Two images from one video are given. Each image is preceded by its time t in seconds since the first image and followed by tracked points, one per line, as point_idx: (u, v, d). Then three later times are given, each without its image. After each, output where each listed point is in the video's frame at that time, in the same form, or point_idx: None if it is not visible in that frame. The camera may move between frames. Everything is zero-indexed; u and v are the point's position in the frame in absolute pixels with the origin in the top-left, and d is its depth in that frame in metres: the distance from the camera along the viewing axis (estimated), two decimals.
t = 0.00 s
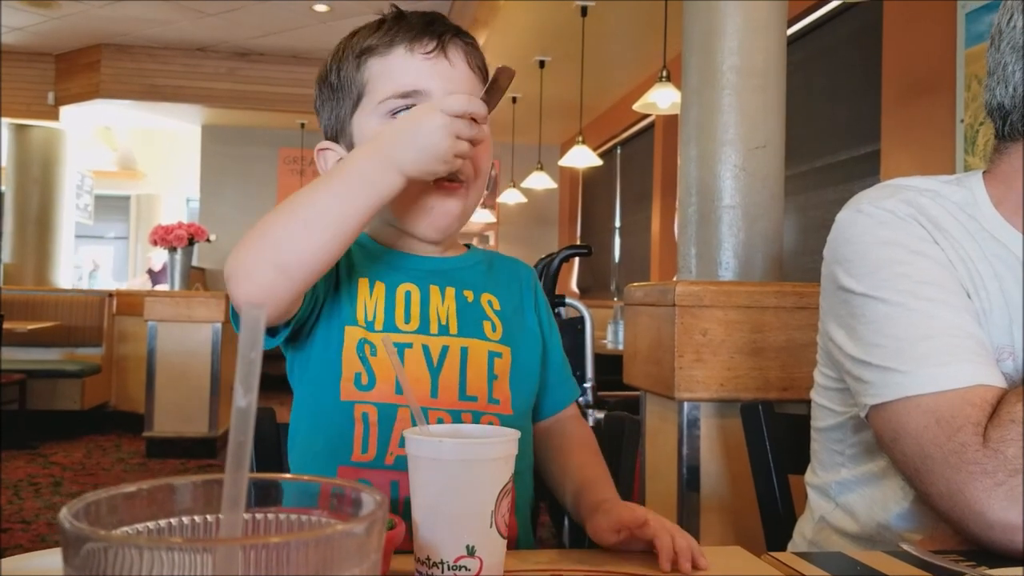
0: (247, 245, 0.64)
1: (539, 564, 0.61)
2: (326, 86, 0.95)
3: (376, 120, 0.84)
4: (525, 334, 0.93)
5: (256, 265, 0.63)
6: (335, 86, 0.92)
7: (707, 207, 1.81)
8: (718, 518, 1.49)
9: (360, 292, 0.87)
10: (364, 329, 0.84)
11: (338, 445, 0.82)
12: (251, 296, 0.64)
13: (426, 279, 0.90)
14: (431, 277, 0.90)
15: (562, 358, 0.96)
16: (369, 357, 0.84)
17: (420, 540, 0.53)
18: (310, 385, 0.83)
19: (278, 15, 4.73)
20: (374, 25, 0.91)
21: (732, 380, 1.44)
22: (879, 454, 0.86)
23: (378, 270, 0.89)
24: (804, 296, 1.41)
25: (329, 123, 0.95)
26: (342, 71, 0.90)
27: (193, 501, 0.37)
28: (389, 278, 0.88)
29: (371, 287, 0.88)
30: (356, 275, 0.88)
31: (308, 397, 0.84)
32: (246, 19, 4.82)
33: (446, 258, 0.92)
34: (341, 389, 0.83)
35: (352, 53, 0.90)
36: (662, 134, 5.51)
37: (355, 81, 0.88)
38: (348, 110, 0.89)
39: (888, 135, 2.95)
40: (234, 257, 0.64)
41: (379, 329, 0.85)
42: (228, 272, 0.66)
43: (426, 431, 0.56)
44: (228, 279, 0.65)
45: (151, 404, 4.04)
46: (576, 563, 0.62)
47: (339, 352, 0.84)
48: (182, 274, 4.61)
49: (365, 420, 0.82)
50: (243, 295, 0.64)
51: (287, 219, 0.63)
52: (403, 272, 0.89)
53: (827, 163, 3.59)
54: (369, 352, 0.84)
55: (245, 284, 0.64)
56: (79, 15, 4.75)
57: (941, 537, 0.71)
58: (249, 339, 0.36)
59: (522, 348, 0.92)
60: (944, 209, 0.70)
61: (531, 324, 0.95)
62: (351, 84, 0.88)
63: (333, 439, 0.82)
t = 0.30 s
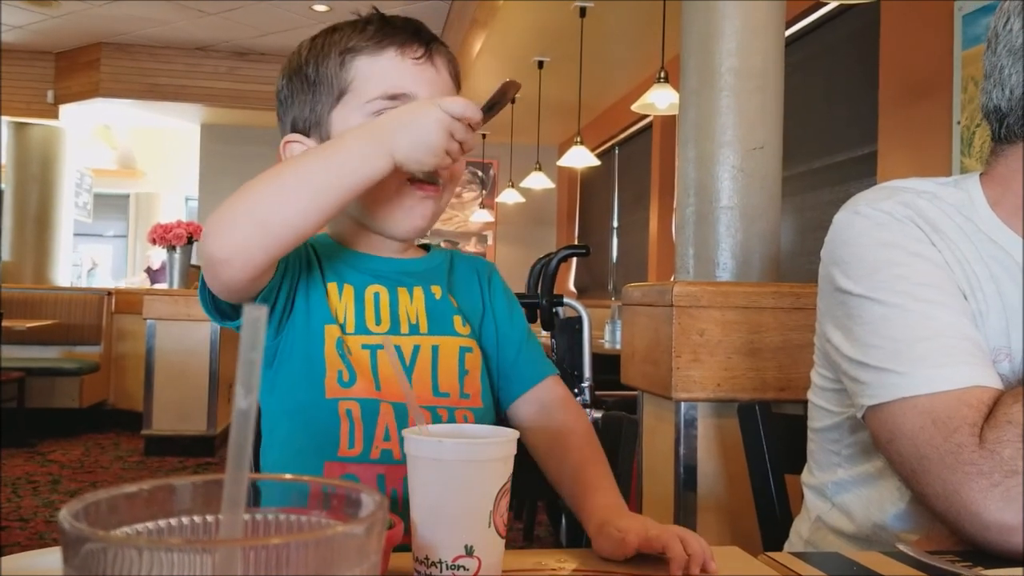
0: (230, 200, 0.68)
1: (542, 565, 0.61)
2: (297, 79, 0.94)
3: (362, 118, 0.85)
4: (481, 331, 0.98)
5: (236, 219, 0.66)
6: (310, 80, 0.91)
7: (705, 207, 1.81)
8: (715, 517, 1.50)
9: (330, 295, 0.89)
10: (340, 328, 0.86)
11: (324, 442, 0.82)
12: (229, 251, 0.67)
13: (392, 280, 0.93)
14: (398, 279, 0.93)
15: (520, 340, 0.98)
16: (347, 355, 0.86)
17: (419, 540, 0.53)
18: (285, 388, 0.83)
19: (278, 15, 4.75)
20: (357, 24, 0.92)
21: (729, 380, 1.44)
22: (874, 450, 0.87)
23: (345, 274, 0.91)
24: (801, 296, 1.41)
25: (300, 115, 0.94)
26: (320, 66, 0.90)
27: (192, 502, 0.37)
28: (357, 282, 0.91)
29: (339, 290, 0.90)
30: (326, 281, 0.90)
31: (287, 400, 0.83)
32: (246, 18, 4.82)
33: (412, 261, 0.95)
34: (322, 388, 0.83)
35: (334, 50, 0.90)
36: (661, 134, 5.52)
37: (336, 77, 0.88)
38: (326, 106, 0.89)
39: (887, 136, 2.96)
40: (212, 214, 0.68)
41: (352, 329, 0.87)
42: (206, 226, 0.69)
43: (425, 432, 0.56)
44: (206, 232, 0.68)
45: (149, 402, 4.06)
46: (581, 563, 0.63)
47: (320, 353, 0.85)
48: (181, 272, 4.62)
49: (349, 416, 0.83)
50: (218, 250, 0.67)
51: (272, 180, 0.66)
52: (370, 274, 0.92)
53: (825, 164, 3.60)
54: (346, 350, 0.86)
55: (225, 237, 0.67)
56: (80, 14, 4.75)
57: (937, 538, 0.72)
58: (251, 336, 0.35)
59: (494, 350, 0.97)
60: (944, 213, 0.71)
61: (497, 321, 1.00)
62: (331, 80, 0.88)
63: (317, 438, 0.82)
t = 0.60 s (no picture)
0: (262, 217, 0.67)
1: (538, 563, 0.61)
2: (299, 64, 0.93)
3: (373, 119, 0.88)
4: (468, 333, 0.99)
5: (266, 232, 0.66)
6: (315, 70, 0.92)
7: (703, 207, 1.81)
8: (714, 516, 1.50)
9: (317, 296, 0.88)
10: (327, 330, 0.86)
11: (311, 447, 0.82)
12: (261, 267, 0.67)
13: (380, 284, 0.94)
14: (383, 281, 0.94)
15: (497, 338, 0.99)
16: (335, 358, 0.86)
17: (415, 539, 0.53)
18: (267, 392, 0.82)
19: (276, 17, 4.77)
20: (366, 18, 0.93)
21: (728, 379, 1.44)
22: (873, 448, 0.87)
23: (332, 275, 0.91)
24: (799, 295, 1.43)
25: (298, 102, 0.94)
26: (328, 58, 0.91)
27: (185, 499, 0.37)
28: (345, 283, 0.91)
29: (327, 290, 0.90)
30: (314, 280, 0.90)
31: (273, 402, 0.82)
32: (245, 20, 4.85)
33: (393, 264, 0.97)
34: (308, 392, 0.83)
35: (343, 45, 0.90)
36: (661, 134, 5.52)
37: (346, 73, 0.89)
38: (331, 99, 0.90)
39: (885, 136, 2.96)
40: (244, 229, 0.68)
41: (340, 331, 0.87)
42: (232, 237, 0.69)
43: (421, 430, 0.56)
44: (237, 247, 0.68)
45: (150, 403, 4.07)
46: (580, 562, 0.63)
47: (306, 355, 0.84)
48: (181, 274, 4.63)
49: (336, 422, 0.83)
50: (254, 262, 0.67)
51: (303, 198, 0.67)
52: (358, 277, 0.93)
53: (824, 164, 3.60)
54: (334, 353, 0.86)
55: (256, 252, 0.67)
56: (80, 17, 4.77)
57: (935, 535, 0.71)
58: (242, 330, 0.37)
59: (477, 351, 0.98)
60: (943, 212, 0.71)
61: (476, 320, 1.01)
62: (341, 75, 0.89)
63: (302, 443, 0.82)
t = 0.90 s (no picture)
0: (318, 250, 0.69)
1: (540, 565, 0.61)
2: (354, 62, 0.87)
3: (416, 146, 0.88)
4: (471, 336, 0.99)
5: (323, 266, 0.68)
6: (372, 77, 0.87)
7: (702, 208, 1.82)
8: (714, 517, 1.50)
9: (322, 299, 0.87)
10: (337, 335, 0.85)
11: (320, 454, 0.81)
12: (320, 298, 0.69)
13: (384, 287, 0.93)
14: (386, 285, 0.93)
15: (494, 339, 1.00)
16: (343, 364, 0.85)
17: (416, 540, 0.53)
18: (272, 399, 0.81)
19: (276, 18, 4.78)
20: (432, 40, 0.90)
21: (727, 379, 1.44)
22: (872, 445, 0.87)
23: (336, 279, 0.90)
24: (799, 295, 1.44)
25: (342, 100, 0.88)
26: (388, 71, 0.87)
27: (185, 501, 0.37)
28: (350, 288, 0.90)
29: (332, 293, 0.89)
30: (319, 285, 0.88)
31: (280, 407, 0.81)
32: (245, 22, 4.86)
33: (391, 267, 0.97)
34: (315, 398, 0.83)
35: (407, 64, 0.87)
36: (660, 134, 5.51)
37: (405, 94, 0.87)
38: (381, 114, 0.88)
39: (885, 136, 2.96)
40: (298, 258, 0.69)
41: (348, 335, 0.86)
42: (284, 265, 0.70)
43: (422, 432, 0.56)
44: (295, 276, 0.69)
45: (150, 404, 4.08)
46: (584, 564, 0.63)
47: (313, 360, 0.83)
48: (181, 276, 4.64)
49: (345, 430, 0.83)
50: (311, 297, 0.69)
51: (358, 234, 0.69)
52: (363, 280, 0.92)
53: (823, 164, 3.61)
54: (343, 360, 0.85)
55: (314, 284, 0.69)
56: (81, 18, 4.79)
57: (936, 535, 0.71)
58: (243, 336, 0.37)
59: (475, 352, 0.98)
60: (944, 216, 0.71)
61: (475, 322, 1.01)
62: (399, 96, 0.87)
63: (313, 449, 0.81)
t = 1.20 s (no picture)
0: (368, 270, 0.68)
1: (540, 565, 0.61)
2: (359, 64, 0.94)
3: (419, 142, 0.93)
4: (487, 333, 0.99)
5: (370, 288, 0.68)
6: (376, 79, 0.93)
7: (703, 208, 1.82)
8: (713, 518, 1.50)
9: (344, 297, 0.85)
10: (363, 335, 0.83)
11: (347, 456, 0.81)
12: (369, 317, 0.68)
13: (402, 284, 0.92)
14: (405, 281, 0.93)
15: (508, 335, 1.00)
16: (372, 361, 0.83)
17: (417, 541, 0.53)
18: (295, 398, 0.81)
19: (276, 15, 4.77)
20: (434, 44, 0.96)
21: (727, 381, 1.45)
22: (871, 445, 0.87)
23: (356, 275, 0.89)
24: (799, 297, 1.42)
25: (347, 101, 0.94)
26: (392, 71, 0.93)
27: (190, 501, 0.37)
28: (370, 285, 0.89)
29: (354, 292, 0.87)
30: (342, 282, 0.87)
31: (306, 407, 0.81)
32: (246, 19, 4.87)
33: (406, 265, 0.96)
34: (344, 396, 0.82)
35: (410, 65, 0.94)
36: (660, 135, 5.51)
37: (407, 92, 0.92)
38: (384, 112, 0.93)
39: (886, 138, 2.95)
40: (345, 277, 0.68)
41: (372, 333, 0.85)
42: (328, 284, 0.69)
43: (424, 432, 0.57)
44: (341, 297, 0.68)
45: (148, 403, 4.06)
46: (583, 565, 0.63)
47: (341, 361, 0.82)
48: (180, 274, 4.63)
49: (376, 427, 0.82)
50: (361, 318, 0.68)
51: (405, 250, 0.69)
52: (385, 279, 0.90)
53: (823, 166, 3.61)
54: (371, 357, 0.83)
55: (361, 303, 0.68)
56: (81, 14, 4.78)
57: (935, 538, 0.71)
58: (249, 334, 0.36)
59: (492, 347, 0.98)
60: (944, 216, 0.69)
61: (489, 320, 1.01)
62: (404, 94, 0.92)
63: (340, 449, 0.81)
